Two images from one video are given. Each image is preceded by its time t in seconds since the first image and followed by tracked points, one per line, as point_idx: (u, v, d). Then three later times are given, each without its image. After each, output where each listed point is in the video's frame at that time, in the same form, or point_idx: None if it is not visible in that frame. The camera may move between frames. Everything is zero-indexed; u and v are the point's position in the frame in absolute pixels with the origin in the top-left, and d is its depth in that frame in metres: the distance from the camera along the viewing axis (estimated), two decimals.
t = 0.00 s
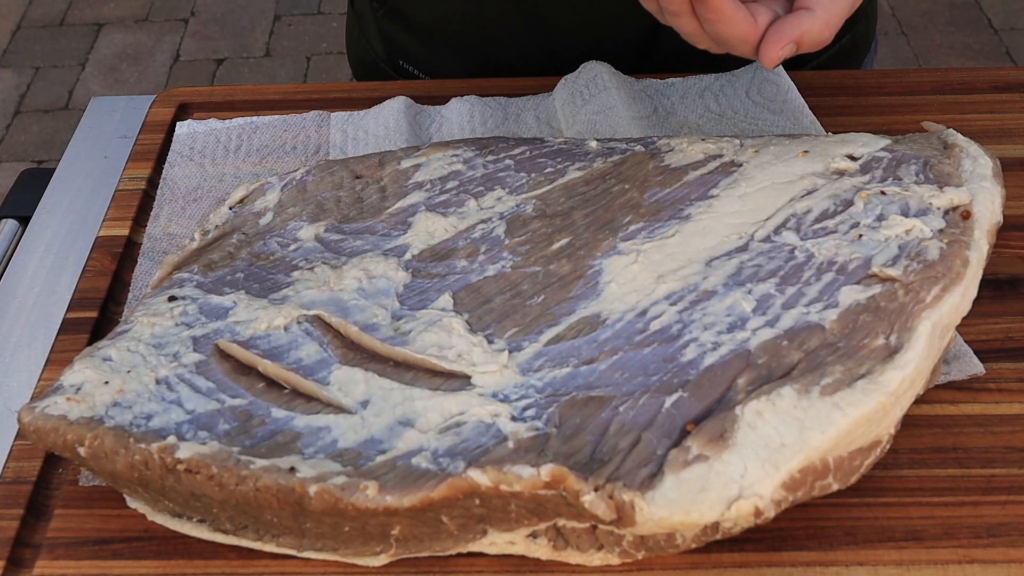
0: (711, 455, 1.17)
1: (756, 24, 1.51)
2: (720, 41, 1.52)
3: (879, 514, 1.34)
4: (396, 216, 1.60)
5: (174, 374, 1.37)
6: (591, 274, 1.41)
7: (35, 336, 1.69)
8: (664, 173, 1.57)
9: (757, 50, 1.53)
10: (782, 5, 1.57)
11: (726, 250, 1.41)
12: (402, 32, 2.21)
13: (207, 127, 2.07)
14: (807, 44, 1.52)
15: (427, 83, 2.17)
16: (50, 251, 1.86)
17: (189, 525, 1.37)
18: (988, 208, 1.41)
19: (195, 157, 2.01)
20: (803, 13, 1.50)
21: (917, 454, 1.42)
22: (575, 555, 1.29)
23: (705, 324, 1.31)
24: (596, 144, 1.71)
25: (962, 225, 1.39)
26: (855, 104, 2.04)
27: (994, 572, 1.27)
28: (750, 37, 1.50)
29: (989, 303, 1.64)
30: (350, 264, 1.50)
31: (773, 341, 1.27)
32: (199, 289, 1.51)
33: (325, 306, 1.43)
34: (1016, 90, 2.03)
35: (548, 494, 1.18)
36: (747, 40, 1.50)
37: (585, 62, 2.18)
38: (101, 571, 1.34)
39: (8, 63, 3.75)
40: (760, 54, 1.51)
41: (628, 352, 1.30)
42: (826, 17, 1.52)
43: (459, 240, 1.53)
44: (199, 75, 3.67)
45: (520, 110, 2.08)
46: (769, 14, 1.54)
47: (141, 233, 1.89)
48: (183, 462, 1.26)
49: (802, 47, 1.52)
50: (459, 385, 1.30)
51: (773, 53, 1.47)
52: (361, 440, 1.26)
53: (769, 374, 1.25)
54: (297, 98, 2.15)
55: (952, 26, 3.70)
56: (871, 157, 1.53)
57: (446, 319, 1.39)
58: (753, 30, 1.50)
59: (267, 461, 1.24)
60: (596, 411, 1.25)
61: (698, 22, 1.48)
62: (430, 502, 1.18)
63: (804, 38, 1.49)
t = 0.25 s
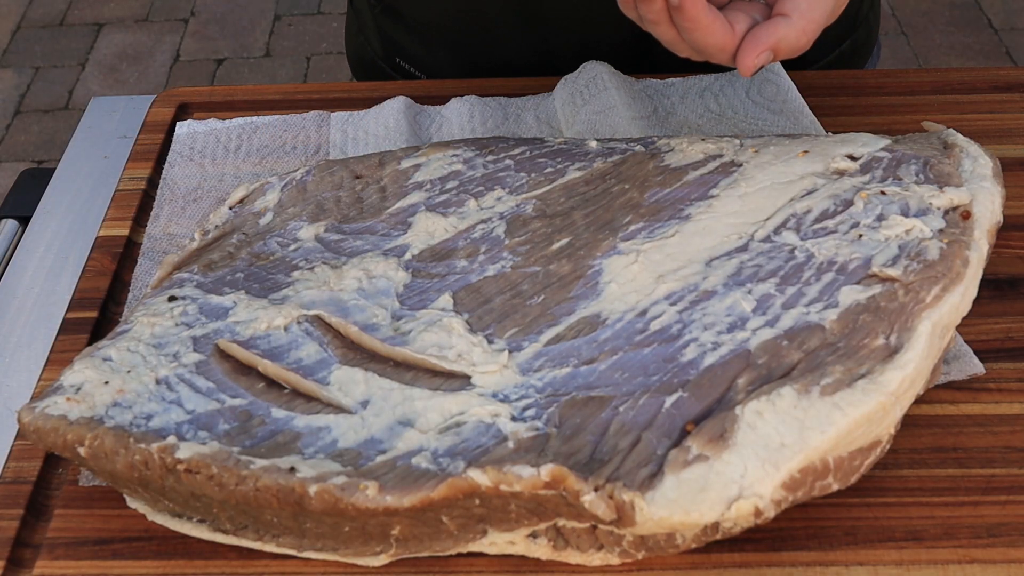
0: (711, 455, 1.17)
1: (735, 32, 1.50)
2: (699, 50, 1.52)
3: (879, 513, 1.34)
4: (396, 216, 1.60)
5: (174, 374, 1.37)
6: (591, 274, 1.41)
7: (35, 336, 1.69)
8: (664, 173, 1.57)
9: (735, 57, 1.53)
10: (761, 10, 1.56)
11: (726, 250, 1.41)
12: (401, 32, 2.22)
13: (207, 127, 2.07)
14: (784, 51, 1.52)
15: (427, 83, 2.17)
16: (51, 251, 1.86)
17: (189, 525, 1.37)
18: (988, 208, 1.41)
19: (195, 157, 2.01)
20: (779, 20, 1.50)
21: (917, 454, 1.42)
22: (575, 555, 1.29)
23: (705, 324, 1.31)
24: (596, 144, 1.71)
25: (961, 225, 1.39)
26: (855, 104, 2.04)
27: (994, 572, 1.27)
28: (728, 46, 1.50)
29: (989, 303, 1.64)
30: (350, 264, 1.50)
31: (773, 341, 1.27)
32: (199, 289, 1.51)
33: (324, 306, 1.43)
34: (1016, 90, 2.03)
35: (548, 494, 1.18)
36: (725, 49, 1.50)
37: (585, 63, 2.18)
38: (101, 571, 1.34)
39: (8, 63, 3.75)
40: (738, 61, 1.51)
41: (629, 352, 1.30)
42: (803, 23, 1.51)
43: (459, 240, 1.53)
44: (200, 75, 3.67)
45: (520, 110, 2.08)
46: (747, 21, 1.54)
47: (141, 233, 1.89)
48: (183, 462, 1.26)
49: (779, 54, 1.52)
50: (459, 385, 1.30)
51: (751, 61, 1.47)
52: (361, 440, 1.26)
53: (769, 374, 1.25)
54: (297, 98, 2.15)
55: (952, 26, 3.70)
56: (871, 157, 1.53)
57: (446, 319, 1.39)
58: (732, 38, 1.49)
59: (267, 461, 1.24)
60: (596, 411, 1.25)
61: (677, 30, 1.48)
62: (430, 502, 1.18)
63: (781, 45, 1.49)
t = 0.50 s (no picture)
0: (711, 455, 1.17)
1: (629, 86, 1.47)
2: (592, 100, 1.49)
3: (879, 513, 1.34)
4: (396, 216, 1.60)
5: (174, 373, 1.37)
6: (591, 274, 1.41)
7: (35, 336, 1.69)
8: (664, 173, 1.57)
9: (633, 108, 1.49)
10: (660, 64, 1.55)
11: (727, 250, 1.41)
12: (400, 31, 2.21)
13: (207, 127, 2.07)
14: (684, 107, 1.45)
15: (427, 82, 2.17)
16: (50, 251, 1.86)
17: (189, 525, 1.37)
18: (988, 208, 1.41)
19: (195, 157, 2.01)
20: (674, 75, 1.44)
21: (917, 454, 1.42)
22: (575, 555, 1.29)
23: (706, 324, 1.31)
24: (596, 144, 1.71)
25: (962, 225, 1.39)
26: (855, 104, 2.04)
27: (994, 572, 1.27)
28: (620, 99, 1.46)
29: (989, 303, 1.64)
30: (350, 264, 1.50)
31: (773, 341, 1.27)
32: (200, 289, 1.51)
33: (324, 306, 1.43)
34: (1016, 90, 2.03)
35: (548, 494, 1.18)
36: (619, 102, 1.47)
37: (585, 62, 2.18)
38: (101, 571, 1.34)
39: (8, 63, 3.75)
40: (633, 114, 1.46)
41: (628, 352, 1.30)
42: (701, 76, 1.45)
43: (459, 240, 1.53)
44: (200, 75, 3.67)
45: (521, 110, 2.08)
46: (648, 77, 1.51)
47: (141, 233, 1.89)
48: (183, 462, 1.26)
49: (679, 111, 1.45)
50: (459, 385, 1.30)
51: (647, 119, 1.39)
52: (361, 440, 1.26)
53: (769, 374, 1.25)
54: (297, 98, 2.15)
55: (952, 26, 3.70)
56: (871, 157, 1.53)
57: (446, 319, 1.39)
58: (625, 93, 1.46)
59: (267, 461, 1.24)
60: (596, 411, 1.25)
61: (568, 77, 1.43)
62: (430, 502, 1.18)
63: (677, 101, 1.43)
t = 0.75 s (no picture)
0: (711, 455, 1.17)
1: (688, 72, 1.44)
2: (653, 89, 1.46)
3: (880, 513, 1.34)
4: (396, 216, 1.60)
5: (174, 373, 1.37)
6: (591, 274, 1.41)
7: (35, 336, 1.69)
8: (664, 173, 1.57)
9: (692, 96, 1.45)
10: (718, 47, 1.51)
11: (727, 250, 1.41)
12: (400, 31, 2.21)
13: (207, 127, 2.07)
14: (745, 87, 1.44)
15: (427, 82, 2.17)
16: (50, 251, 1.86)
17: (189, 525, 1.37)
18: (988, 208, 1.41)
19: (195, 157, 2.01)
20: (736, 56, 1.43)
21: (917, 454, 1.42)
22: (575, 555, 1.29)
23: (705, 324, 1.31)
24: (596, 144, 1.71)
25: (962, 225, 1.39)
26: (855, 104, 2.04)
27: (994, 572, 1.27)
28: (683, 86, 1.43)
29: (989, 303, 1.64)
30: (350, 264, 1.50)
31: (773, 341, 1.27)
32: (199, 289, 1.51)
33: (324, 306, 1.42)
34: (1016, 90, 2.03)
35: (548, 494, 1.18)
36: (681, 89, 1.43)
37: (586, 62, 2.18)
38: (101, 571, 1.34)
39: (8, 63, 3.75)
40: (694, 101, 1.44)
41: (628, 352, 1.30)
42: (762, 57, 1.45)
43: (459, 240, 1.53)
44: (200, 75, 3.67)
45: (520, 110, 2.08)
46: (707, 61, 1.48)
47: (141, 233, 1.89)
48: (183, 462, 1.26)
49: (741, 93, 1.44)
50: (459, 385, 1.30)
51: (710, 101, 1.37)
52: (361, 440, 1.26)
53: (769, 374, 1.25)
54: (297, 98, 2.15)
55: (952, 26, 3.70)
56: (871, 157, 1.53)
57: (446, 319, 1.39)
58: (687, 79, 1.43)
59: (267, 461, 1.24)
60: (596, 411, 1.25)
61: (630, 66, 1.41)
62: (431, 502, 1.18)
63: (740, 83, 1.42)
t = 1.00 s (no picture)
0: (711, 455, 1.17)
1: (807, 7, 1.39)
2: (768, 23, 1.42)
3: (880, 514, 1.34)
4: (396, 216, 1.60)
5: (174, 374, 1.37)
6: (591, 274, 1.41)
7: (35, 336, 1.69)
8: (664, 173, 1.57)
9: (808, 34, 1.41)
10: None
11: (727, 250, 1.41)
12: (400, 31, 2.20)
13: (207, 127, 2.07)
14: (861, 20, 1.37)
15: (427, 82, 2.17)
16: (50, 251, 1.86)
17: (189, 525, 1.37)
18: (988, 208, 1.42)
19: (195, 157, 2.01)
20: None
21: (918, 454, 1.42)
22: (575, 555, 1.29)
23: (705, 324, 1.31)
24: (596, 144, 1.71)
25: (962, 225, 1.39)
26: (855, 104, 2.04)
27: (994, 572, 1.27)
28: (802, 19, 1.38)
29: (989, 303, 1.64)
30: (350, 264, 1.50)
31: (773, 341, 1.27)
32: (199, 289, 1.51)
33: (324, 306, 1.43)
34: (1016, 90, 2.03)
35: (548, 494, 1.18)
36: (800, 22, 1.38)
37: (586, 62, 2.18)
38: (101, 571, 1.34)
39: (8, 63, 3.75)
40: (808, 35, 1.39)
41: (628, 352, 1.30)
42: None
43: (459, 240, 1.53)
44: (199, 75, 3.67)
45: (520, 110, 2.08)
46: None
47: (141, 233, 1.89)
48: (183, 462, 1.26)
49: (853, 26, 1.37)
50: (459, 385, 1.30)
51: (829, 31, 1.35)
52: (361, 440, 1.26)
53: (769, 374, 1.25)
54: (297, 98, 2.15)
55: (952, 26, 3.70)
56: (871, 157, 1.52)
57: (446, 319, 1.38)
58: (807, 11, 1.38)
59: (267, 461, 1.24)
60: (596, 411, 1.24)
61: None
62: (431, 502, 1.18)
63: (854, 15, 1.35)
